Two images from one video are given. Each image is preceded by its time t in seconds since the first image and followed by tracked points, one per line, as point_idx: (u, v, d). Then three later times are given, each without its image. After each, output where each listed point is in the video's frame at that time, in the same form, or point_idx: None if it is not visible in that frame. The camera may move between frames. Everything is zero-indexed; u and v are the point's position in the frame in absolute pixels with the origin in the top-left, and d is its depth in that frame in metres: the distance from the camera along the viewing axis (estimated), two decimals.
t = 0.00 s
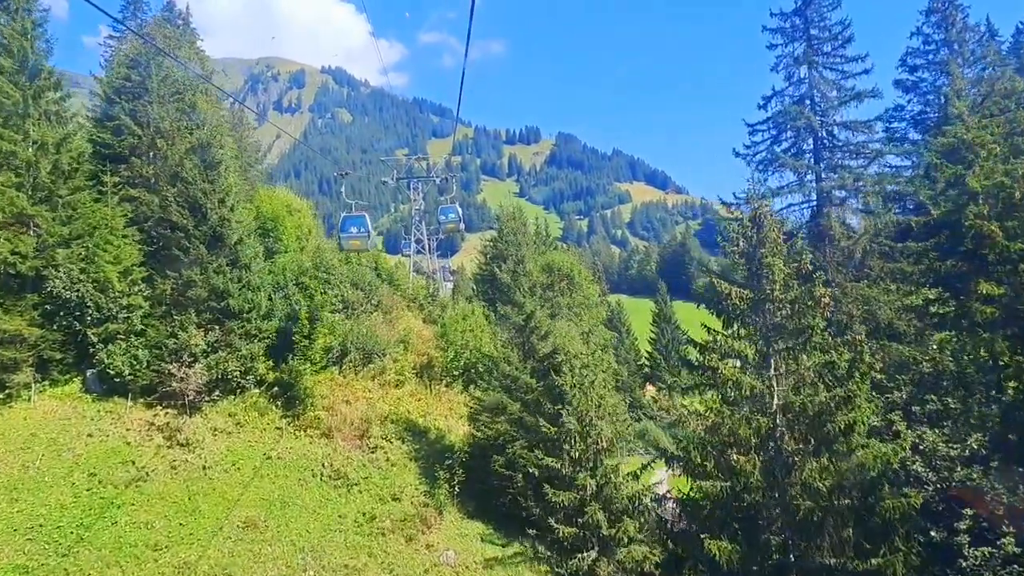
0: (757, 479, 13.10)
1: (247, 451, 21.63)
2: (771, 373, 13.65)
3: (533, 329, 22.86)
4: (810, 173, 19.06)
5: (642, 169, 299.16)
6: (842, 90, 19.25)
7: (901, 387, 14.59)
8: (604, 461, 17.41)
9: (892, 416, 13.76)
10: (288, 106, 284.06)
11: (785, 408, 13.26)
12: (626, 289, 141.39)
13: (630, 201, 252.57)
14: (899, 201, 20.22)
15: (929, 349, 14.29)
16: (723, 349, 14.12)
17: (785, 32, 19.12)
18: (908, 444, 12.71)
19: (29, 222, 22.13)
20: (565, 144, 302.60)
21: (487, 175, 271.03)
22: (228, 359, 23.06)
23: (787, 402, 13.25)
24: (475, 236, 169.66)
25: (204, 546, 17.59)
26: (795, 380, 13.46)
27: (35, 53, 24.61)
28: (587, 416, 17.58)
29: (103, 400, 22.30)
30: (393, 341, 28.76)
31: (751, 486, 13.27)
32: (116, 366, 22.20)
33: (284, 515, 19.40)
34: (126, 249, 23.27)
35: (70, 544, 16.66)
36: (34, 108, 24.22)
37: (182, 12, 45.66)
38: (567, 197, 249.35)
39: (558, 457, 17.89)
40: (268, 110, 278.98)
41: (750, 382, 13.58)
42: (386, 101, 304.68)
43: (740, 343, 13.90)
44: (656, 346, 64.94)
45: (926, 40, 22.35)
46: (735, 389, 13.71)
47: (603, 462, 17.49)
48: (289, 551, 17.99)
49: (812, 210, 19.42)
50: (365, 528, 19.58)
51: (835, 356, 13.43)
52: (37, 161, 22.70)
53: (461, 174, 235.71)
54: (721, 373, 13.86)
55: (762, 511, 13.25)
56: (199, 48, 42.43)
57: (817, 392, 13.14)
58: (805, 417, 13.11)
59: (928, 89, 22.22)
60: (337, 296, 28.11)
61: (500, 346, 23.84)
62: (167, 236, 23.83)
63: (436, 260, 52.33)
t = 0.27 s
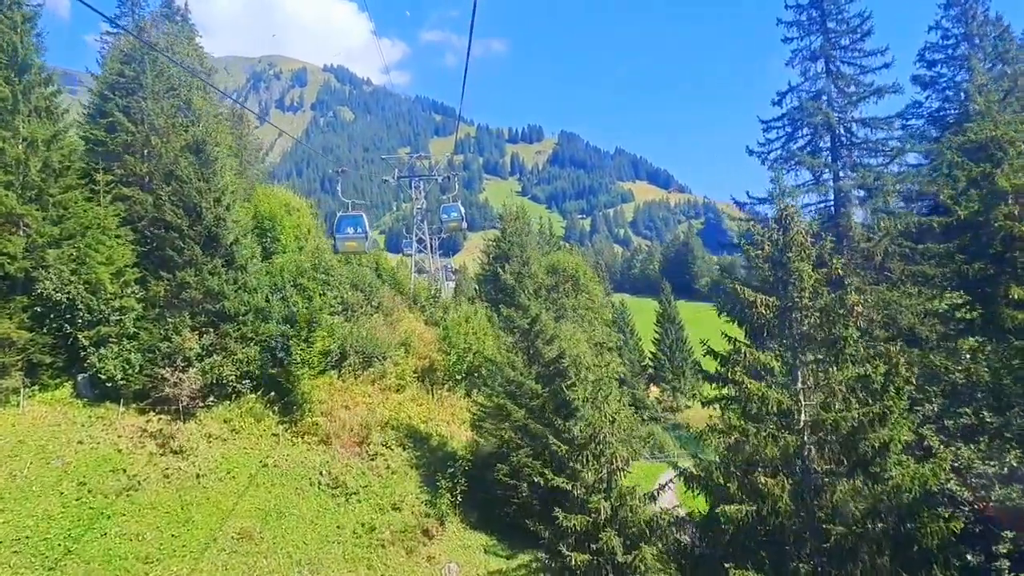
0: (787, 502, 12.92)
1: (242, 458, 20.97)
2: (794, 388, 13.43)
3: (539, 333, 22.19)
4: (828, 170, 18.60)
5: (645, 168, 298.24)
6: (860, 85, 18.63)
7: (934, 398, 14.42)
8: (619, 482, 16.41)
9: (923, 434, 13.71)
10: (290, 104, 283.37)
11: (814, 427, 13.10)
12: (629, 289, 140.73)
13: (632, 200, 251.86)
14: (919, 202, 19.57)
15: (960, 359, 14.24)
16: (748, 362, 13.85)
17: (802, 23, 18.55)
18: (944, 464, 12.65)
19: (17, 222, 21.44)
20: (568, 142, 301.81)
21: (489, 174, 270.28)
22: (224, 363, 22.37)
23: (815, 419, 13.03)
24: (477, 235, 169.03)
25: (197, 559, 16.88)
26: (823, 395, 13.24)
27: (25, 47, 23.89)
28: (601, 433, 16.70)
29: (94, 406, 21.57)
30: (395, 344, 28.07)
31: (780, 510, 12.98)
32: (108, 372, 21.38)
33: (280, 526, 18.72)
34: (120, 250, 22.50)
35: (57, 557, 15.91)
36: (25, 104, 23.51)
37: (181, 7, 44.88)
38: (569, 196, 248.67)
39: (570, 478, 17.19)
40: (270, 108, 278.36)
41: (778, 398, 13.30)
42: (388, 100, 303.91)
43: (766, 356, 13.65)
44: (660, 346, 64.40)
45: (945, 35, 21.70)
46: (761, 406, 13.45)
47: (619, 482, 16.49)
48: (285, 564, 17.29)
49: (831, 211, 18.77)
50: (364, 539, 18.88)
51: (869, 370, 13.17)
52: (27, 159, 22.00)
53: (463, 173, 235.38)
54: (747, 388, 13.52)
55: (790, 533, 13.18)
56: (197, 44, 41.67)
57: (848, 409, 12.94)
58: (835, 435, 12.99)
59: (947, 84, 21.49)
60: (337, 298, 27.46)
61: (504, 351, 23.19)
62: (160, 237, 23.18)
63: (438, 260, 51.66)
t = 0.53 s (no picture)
0: (821, 530, 12.85)
1: (238, 467, 20.28)
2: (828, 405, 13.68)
3: (545, 337, 21.51)
4: (845, 170, 18.31)
5: (647, 168, 297.38)
6: (881, 81, 18.08)
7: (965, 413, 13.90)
8: (636, 509, 17.06)
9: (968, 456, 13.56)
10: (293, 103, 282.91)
11: (850, 450, 13.28)
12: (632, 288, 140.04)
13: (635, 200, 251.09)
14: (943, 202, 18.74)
15: (1000, 368, 14.65)
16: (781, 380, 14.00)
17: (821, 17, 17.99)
18: (990, 491, 12.65)
19: (6, 223, 20.78)
20: (570, 142, 301.04)
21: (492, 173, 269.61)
22: (219, 370, 21.56)
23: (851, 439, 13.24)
24: (479, 234, 168.41)
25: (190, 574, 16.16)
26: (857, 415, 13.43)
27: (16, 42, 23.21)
28: (615, 455, 17.74)
29: (85, 413, 20.88)
30: (395, 348, 27.38)
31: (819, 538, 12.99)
32: (100, 377, 20.71)
33: (276, 538, 18.02)
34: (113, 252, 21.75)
35: (43, 572, 15.22)
36: (15, 101, 22.83)
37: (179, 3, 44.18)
38: (572, 195, 247.96)
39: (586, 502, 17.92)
40: (272, 107, 277.95)
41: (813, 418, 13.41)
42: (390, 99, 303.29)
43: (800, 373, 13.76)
44: (664, 347, 63.74)
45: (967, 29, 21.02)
46: (797, 424, 13.49)
47: (636, 508, 17.10)
48: None
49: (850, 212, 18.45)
50: (364, 553, 18.17)
51: (911, 389, 13.14)
52: (16, 157, 21.33)
53: (466, 173, 234.86)
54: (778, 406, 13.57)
55: (823, 563, 13.41)
56: (195, 40, 40.97)
57: (888, 429, 12.99)
58: (871, 457, 13.06)
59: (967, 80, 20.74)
60: (336, 301, 26.79)
61: (509, 356, 22.50)
62: (154, 238, 22.31)
63: (440, 260, 51.01)
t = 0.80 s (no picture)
0: (861, 563, 12.99)
1: (233, 476, 19.64)
2: (862, 424, 13.88)
3: (550, 341, 20.85)
4: (865, 166, 17.71)
5: (650, 167, 296.49)
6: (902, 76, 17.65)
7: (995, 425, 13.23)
8: (657, 536, 15.64)
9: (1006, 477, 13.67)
10: (295, 102, 282.49)
11: (892, 476, 13.52)
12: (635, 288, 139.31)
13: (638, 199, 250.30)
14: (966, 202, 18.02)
15: None
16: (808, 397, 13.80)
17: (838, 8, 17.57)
18: None
19: None
20: (573, 141, 300.24)
21: (494, 172, 268.94)
22: (214, 376, 20.75)
23: (890, 461, 13.44)
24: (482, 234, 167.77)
25: None
26: (893, 434, 13.67)
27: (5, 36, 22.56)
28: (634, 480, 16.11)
29: (76, 419, 20.20)
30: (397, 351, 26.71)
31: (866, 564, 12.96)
32: (90, 382, 20.07)
33: (272, 551, 17.32)
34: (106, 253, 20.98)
35: None
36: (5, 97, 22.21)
37: None
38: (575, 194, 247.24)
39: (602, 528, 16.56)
40: (274, 106, 277.62)
41: (853, 441, 13.45)
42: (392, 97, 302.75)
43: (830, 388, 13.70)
44: (668, 348, 63.07)
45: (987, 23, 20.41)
46: (837, 448, 13.47)
47: (657, 536, 15.67)
48: None
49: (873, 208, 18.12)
50: (362, 566, 17.49)
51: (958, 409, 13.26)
52: (5, 155, 20.69)
53: (468, 171, 234.43)
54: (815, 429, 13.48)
55: None
56: (193, 36, 40.33)
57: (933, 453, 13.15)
58: (915, 485, 13.21)
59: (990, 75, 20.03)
60: (336, 303, 26.12)
61: (512, 360, 21.84)
62: (147, 238, 21.66)
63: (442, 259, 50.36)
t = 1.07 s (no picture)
0: None
1: (227, 484, 18.95)
2: (906, 446, 13.22)
3: (556, 345, 20.15)
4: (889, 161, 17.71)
5: (653, 165, 295.42)
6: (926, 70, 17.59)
7: None
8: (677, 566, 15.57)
9: None
10: (297, 100, 281.97)
11: (941, 507, 12.80)
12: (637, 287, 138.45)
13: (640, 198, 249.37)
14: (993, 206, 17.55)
15: None
16: (851, 418, 13.32)
17: (859, 3, 17.45)
18: None
19: None
20: (576, 139, 299.32)
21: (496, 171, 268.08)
22: (208, 380, 20.27)
23: (938, 491, 12.69)
24: (484, 232, 167.04)
25: None
26: (939, 457, 13.02)
27: None
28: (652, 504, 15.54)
29: (65, 425, 19.52)
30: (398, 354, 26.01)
31: None
32: (81, 387, 19.44)
33: (267, 563, 16.58)
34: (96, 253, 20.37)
35: None
36: None
37: None
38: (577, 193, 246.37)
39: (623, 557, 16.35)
40: (277, 104, 277.08)
41: (897, 466, 12.87)
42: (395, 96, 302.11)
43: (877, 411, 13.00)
44: (672, 349, 62.32)
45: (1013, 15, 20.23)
46: (883, 474, 12.86)
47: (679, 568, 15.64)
48: None
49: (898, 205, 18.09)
50: None
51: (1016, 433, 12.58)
52: None
53: (470, 170, 233.69)
54: (858, 454, 12.91)
55: None
56: (191, 32, 39.65)
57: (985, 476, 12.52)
58: (966, 516, 12.50)
59: (1013, 68, 19.85)
60: (335, 304, 25.42)
61: (517, 364, 21.14)
62: (139, 238, 20.94)
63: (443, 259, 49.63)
